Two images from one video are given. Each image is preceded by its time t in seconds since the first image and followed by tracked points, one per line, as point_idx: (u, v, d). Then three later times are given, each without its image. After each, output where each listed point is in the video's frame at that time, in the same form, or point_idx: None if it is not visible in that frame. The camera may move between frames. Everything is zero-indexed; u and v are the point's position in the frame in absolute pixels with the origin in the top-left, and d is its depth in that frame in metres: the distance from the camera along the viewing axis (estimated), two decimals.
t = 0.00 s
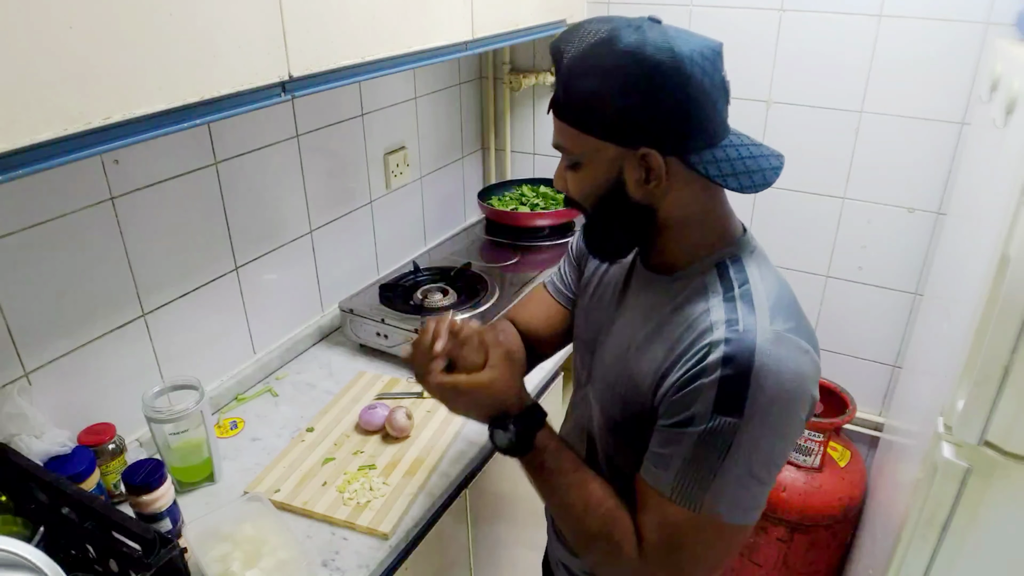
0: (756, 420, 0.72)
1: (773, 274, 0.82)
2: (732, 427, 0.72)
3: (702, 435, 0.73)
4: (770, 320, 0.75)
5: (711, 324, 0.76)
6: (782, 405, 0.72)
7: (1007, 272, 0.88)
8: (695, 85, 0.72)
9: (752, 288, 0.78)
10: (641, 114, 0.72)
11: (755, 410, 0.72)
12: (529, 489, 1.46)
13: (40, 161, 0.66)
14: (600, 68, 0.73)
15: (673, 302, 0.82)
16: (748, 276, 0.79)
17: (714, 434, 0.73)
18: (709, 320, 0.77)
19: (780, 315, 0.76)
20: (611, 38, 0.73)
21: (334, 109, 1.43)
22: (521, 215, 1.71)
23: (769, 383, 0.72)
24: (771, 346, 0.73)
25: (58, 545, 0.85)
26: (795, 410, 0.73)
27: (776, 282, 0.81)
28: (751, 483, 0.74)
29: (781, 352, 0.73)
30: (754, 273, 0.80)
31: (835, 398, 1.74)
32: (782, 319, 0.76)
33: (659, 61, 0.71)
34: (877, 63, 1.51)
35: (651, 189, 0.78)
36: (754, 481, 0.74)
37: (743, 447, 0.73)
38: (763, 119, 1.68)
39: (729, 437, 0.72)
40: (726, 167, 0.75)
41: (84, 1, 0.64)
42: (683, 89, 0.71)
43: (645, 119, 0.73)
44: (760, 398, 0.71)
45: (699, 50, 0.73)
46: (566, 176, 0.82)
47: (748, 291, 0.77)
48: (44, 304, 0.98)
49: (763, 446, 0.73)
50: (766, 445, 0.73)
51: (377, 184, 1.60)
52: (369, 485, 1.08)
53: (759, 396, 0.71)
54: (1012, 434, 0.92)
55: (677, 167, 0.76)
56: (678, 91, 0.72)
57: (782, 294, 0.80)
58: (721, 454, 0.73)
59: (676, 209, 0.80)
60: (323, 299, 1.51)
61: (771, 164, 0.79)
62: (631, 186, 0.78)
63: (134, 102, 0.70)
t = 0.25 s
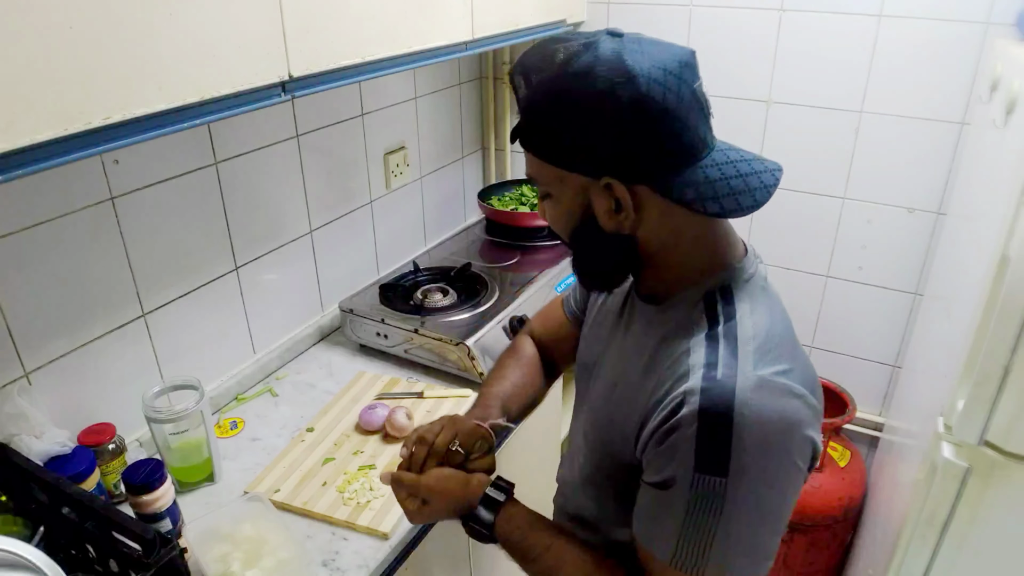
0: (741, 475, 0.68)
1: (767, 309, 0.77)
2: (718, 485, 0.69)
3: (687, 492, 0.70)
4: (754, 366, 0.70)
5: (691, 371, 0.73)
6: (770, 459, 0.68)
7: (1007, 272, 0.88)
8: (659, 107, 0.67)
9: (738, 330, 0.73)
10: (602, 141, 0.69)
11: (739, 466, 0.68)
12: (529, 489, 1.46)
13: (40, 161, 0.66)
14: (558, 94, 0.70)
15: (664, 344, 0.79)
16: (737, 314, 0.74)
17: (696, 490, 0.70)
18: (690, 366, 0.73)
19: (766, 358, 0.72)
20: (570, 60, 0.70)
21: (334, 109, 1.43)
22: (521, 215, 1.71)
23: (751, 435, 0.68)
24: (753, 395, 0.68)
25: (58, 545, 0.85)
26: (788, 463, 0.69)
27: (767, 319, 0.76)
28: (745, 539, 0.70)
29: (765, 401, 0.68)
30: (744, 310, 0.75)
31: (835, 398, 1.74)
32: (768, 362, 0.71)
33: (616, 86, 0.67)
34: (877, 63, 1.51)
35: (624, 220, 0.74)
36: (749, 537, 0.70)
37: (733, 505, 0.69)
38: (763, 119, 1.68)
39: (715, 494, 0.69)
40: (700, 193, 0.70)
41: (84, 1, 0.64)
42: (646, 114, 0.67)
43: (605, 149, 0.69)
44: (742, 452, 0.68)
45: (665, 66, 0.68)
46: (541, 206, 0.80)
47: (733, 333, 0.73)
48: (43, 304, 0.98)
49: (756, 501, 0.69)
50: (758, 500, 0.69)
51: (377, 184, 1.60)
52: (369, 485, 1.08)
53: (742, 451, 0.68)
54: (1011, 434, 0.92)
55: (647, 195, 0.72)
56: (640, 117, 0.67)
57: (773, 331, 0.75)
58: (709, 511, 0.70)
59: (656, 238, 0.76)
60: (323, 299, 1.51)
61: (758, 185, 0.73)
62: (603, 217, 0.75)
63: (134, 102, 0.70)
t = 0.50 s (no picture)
0: (650, 507, 0.68)
1: (733, 347, 0.72)
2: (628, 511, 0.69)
3: (604, 512, 0.71)
4: (689, 404, 0.68)
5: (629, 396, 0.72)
6: (682, 497, 0.67)
7: (1007, 273, 0.88)
8: (618, 131, 0.66)
9: (689, 365, 0.71)
10: (561, 165, 0.69)
11: (648, 498, 0.68)
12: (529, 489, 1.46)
13: (39, 161, 0.66)
14: (522, 114, 0.71)
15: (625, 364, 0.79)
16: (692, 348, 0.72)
17: (611, 510, 0.71)
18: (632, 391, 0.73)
19: (710, 398, 0.69)
20: (536, 80, 0.70)
21: (335, 109, 1.43)
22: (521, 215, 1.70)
23: (665, 472, 0.67)
24: (673, 434, 0.66)
25: (57, 545, 0.85)
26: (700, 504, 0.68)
27: (729, 356, 0.72)
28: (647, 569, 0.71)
29: (687, 443, 0.66)
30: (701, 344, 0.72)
31: (835, 399, 1.75)
32: (708, 404, 0.68)
33: (576, 109, 0.67)
34: (877, 63, 1.51)
35: (588, 241, 0.75)
36: (652, 567, 0.71)
37: (643, 534, 0.69)
38: (763, 119, 1.68)
39: (626, 520, 0.70)
40: (661, 220, 0.68)
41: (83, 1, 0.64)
42: (604, 139, 0.67)
43: (562, 173, 0.69)
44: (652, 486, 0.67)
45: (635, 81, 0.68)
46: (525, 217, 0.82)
47: (679, 367, 0.70)
48: (43, 304, 0.98)
49: (667, 536, 0.69)
50: (668, 536, 0.69)
51: (377, 184, 1.60)
52: (369, 485, 1.08)
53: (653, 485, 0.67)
54: (1011, 434, 0.93)
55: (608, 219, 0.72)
56: (598, 141, 0.67)
57: (729, 371, 0.71)
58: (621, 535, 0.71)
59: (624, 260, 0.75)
60: (323, 299, 1.51)
61: (732, 212, 0.70)
62: (569, 237, 0.76)
63: (134, 102, 0.70)
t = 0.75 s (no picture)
0: (565, 495, 0.68)
1: (689, 355, 0.70)
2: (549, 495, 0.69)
3: (531, 491, 0.72)
4: (624, 401, 0.66)
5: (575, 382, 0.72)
6: (597, 493, 0.66)
7: (1006, 273, 0.88)
8: (598, 126, 0.67)
9: (638, 366, 0.69)
10: (546, 161, 0.70)
11: (566, 485, 0.68)
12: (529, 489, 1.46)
13: (39, 161, 0.66)
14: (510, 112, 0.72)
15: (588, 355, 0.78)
16: (645, 351, 0.70)
17: (535, 488, 0.71)
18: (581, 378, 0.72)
19: (650, 401, 0.66)
20: (524, 79, 0.71)
21: (335, 109, 1.43)
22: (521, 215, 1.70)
23: (583, 462, 0.66)
24: (598, 427, 0.65)
25: (57, 546, 0.85)
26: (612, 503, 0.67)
27: (682, 366, 0.69)
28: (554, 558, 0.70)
29: (606, 437, 0.65)
30: (655, 348, 0.70)
31: (835, 398, 1.74)
32: (645, 407, 0.66)
33: (559, 106, 0.68)
34: (877, 63, 1.52)
35: (574, 237, 0.75)
36: (559, 557, 0.70)
37: (557, 521, 0.69)
38: (763, 119, 1.68)
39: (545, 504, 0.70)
40: (638, 215, 0.68)
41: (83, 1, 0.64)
42: (585, 134, 0.67)
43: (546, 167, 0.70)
44: (572, 474, 0.67)
45: (616, 79, 0.68)
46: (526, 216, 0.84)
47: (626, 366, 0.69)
48: (44, 304, 0.98)
49: (579, 529, 0.69)
50: (581, 528, 0.68)
51: (377, 184, 1.60)
52: (369, 485, 1.08)
53: (571, 471, 0.67)
54: (1011, 434, 0.93)
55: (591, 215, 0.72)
56: (579, 137, 0.68)
57: (678, 381, 0.68)
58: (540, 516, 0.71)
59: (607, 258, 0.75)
60: (323, 299, 1.51)
61: (713, 211, 0.69)
62: (560, 236, 0.77)
63: (134, 102, 0.70)
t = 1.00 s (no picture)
0: (542, 456, 0.70)
1: (657, 321, 0.72)
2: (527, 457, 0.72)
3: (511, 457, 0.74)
4: (594, 363, 0.69)
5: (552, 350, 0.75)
6: (570, 453, 0.69)
7: (1007, 273, 0.88)
8: (581, 112, 0.68)
9: (608, 332, 0.71)
10: (530, 147, 0.71)
11: (541, 446, 0.70)
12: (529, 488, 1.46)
13: (38, 161, 0.66)
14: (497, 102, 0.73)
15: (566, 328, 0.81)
16: (616, 319, 0.73)
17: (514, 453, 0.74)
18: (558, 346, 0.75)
19: (619, 364, 0.69)
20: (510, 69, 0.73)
21: (335, 109, 1.43)
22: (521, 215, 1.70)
23: (557, 422, 0.69)
24: (570, 388, 0.68)
25: (57, 545, 0.85)
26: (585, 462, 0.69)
27: (651, 333, 0.71)
28: (535, 521, 0.72)
29: (577, 400, 0.68)
30: (627, 315, 0.73)
31: (835, 398, 1.74)
32: (614, 370, 0.69)
33: (543, 93, 0.70)
34: (877, 64, 1.52)
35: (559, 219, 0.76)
36: (539, 520, 0.72)
37: (537, 484, 0.71)
38: (763, 119, 1.68)
39: (523, 466, 0.72)
40: (615, 198, 0.70)
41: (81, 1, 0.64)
42: (568, 120, 0.69)
43: (531, 153, 0.71)
44: (546, 434, 0.69)
45: (596, 70, 0.70)
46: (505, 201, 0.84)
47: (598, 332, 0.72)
48: (44, 304, 0.98)
49: (555, 489, 0.71)
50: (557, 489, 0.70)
51: (377, 184, 1.60)
52: (369, 485, 1.08)
53: (546, 432, 0.69)
54: (1011, 434, 0.93)
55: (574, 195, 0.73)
56: (562, 121, 0.69)
57: (646, 347, 0.70)
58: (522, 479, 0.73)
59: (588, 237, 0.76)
60: (323, 299, 1.51)
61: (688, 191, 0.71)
62: (544, 218, 0.78)
63: (134, 102, 0.70)
